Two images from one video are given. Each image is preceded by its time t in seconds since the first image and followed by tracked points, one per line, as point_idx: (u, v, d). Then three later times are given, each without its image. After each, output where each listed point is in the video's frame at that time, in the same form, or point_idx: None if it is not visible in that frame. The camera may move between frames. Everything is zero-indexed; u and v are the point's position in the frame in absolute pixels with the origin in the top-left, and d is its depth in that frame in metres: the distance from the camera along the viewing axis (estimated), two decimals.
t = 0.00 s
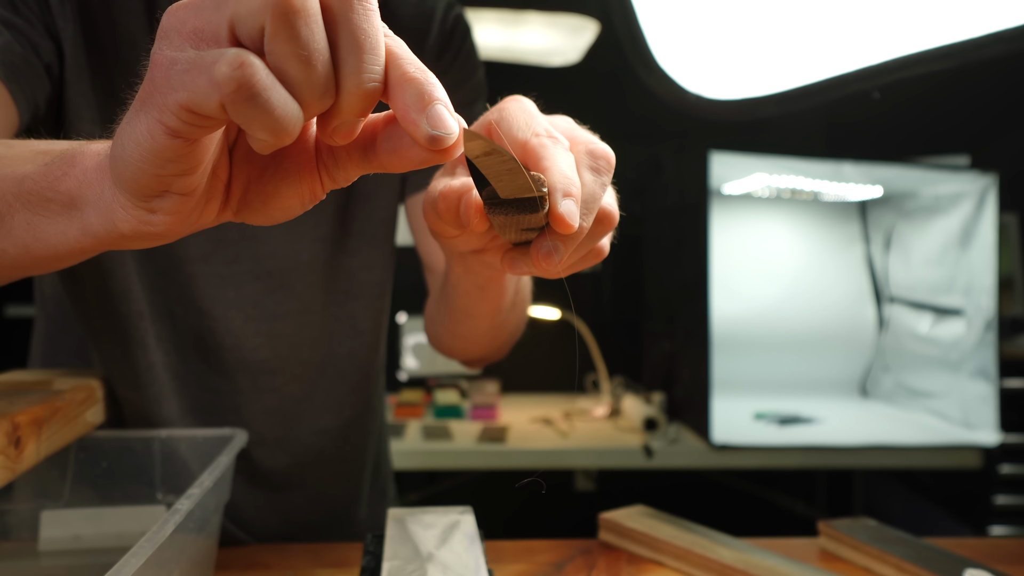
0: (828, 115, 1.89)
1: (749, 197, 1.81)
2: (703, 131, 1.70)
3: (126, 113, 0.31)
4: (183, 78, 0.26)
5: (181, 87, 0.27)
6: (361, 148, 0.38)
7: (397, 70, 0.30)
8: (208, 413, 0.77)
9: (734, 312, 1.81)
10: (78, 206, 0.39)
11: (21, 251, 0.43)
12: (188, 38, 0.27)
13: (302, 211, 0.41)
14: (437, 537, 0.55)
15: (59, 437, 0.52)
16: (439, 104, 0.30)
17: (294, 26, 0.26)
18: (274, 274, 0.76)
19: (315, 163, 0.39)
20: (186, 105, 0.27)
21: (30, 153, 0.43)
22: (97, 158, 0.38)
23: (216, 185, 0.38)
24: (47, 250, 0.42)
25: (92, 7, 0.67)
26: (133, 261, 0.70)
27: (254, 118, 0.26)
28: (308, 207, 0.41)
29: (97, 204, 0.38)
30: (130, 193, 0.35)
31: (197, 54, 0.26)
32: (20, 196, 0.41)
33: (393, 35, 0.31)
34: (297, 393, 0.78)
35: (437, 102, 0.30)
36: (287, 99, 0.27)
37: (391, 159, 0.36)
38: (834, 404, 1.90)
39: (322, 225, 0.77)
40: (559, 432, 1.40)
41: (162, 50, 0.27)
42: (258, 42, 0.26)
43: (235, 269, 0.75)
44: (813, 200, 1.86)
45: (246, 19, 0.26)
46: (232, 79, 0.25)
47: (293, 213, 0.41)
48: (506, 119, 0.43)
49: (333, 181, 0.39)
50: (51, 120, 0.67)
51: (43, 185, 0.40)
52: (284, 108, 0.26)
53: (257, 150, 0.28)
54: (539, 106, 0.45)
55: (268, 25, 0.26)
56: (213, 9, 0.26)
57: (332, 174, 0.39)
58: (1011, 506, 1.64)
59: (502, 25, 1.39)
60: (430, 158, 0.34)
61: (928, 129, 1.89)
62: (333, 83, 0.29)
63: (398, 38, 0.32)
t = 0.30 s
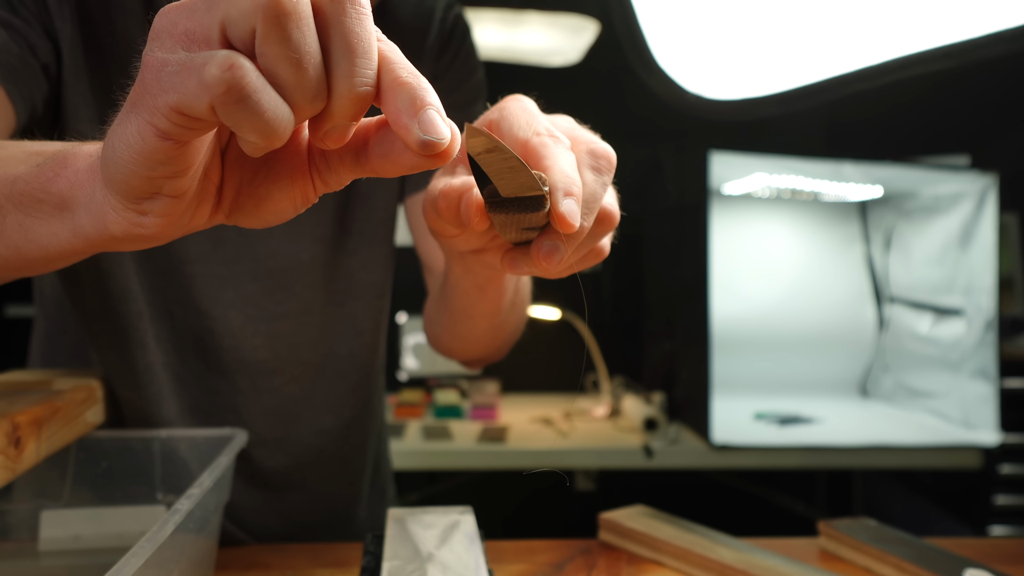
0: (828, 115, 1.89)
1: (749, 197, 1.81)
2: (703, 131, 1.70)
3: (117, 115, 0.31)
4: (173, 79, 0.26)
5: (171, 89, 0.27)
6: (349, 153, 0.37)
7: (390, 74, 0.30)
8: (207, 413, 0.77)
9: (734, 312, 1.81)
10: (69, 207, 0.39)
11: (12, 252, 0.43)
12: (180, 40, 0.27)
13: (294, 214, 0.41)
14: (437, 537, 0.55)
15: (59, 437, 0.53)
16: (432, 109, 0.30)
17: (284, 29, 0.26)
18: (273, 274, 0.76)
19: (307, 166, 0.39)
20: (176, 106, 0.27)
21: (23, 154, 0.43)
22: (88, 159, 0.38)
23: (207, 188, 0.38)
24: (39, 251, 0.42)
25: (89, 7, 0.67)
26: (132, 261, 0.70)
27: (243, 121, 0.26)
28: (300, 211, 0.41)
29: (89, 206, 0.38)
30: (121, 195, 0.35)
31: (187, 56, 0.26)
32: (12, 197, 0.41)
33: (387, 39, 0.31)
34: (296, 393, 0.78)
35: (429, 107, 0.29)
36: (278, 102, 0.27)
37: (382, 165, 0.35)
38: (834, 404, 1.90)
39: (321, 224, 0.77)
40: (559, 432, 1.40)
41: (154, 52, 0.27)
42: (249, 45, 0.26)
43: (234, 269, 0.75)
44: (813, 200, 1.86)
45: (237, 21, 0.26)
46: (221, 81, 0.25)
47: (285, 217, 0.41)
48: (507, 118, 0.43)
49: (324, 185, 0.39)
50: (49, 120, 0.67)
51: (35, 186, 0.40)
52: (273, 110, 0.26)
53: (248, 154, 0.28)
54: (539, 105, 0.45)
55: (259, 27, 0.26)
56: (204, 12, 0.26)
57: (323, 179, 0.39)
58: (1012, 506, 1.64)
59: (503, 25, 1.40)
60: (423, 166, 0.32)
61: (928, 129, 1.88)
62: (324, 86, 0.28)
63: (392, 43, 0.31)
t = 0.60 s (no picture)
0: (828, 115, 1.89)
1: (749, 198, 1.81)
2: (702, 131, 1.70)
3: (114, 117, 0.31)
4: (170, 81, 0.26)
5: (168, 91, 0.27)
6: (347, 156, 0.37)
7: (388, 78, 0.30)
8: (205, 414, 0.77)
9: (734, 312, 1.81)
10: (67, 209, 0.39)
11: (8, 254, 0.43)
12: (177, 42, 0.27)
13: (291, 217, 0.41)
14: (437, 537, 0.55)
15: (59, 437, 0.53)
16: (429, 113, 0.30)
17: (282, 31, 0.26)
18: (271, 275, 0.76)
19: (304, 169, 0.39)
20: (173, 108, 0.27)
21: (19, 156, 0.43)
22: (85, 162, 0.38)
23: (204, 190, 0.38)
24: (35, 253, 0.42)
25: (87, 7, 0.67)
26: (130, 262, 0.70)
27: (240, 123, 0.26)
28: (297, 214, 0.41)
29: (85, 208, 0.38)
30: (117, 197, 0.35)
31: (184, 58, 0.26)
32: (8, 199, 0.41)
33: (385, 43, 0.31)
34: (295, 393, 0.78)
35: (426, 112, 0.29)
36: (275, 104, 0.27)
37: (379, 169, 0.35)
38: (834, 404, 1.90)
39: (320, 225, 0.77)
40: (559, 432, 1.40)
41: (151, 54, 0.27)
42: (247, 47, 0.26)
43: (233, 269, 0.75)
44: (813, 200, 1.85)
45: (235, 23, 0.26)
46: (218, 84, 0.25)
47: (282, 220, 0.41)
48: (509, 119, 0.43)
49: (322, 188, 0.39)
50: (47, 120, 0.67)
51: (31, 188, 0.40)
52: (271, 112, 0.26)
53: (245, 157, 0.28)
54: (542, 106, 0.45)
55: (256, 30, 0.26)
56: (202, 13, 0.26)
57: (321, 183, 0.39)
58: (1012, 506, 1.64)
59: (503, 25, 1.39)
60: (420, 169, 0.32)
61: (927, 129, 1.88)
62: (321, 89, 0.28)
63: (390, 46, 0.31)
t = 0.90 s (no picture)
0: (828, 115, 1.89)
1: (749, 198, 1.81)
2: (701, 131, 1.70)
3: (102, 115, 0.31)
4: (157, 79, 0.26)
5: (155, 89, 0.27)
6: (339, 155, 0.37)
7: (378, 77, 0.29)
8: (203, 414, 0.77)
9: (734, 312, 1.82)
10: (56, 209, 0.39)
11: None
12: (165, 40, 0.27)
13: (282, 217, 0.41)
14: (437, 537, 0.55)
15: (59, 437, 0.53)
16: (420, 113, 0.30)
17: (271, 29, 0.26)
18: (269, 275, 0.76)
19: (295, 169, 0.39)
20: (160, 107, 0.27)
21: (10, 155, 0.42)
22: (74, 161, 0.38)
23: (193, 190, 0.38)
24: (24, 252, 0.42)
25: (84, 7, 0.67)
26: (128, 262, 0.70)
27: (227, 121, 0.26)
28: (287, 215, 0.41)
29: (75, 208, 0.38)
30: (105, 197, 0.35)
31: (171, 56, 0.26)
32: None
33: (376, 42, 0.31)
34: (294, 393, 0.78)
35: (417, 111, 0.29)
36: (263, 102, 0.26)
37: (371, 169, 0.35)
38: (834, 404, 1.90)
39: (317, 224, 0.75)
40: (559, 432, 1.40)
41: (139, 51, 0.27)
42: (235, 44, 0.26)
43: (231, 269, 0.74)
44: (813, 201, 1.85)
45: (222, 21, 0.26)
46: (205, 82, 0.25)
47: (272, 221, 0.41)
48: (512, 116, 0.42)
49: (313, 188, 0.39)
50: (44, 120, 0.67)
51: (20, 187, 0.40)
52: (258, 111, 0.26)
53: (233, 155, 0.28)
54: (545, 104, 0.45)
55: (244, 27, 0.26)
56: (190, 11, 0.26)
57: (312, 183, 0.39)
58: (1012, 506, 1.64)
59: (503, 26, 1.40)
60: (412, 169, 0.32)
61: (927, 129, 1.88)
62: (311, 87, 0.28)
63: (381, 45, 0.31)
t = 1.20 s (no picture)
0: (828, 115, 1.89)
1: (749, 198, 1.81)
2: (701, 131, 1.70)
3: (94, 115, 0.31)
4: (148, 78, 0.26)
5: (146, 88, 0.27)
6: (333, 156, 0.36)
7: (372, 77, 0.29)
8: (202, 414, 0.77)
9: (734, 313, 1.82)
10: (49, 209, 0.39)
11: None
12: (157, 39, 0.27)
13: (275, 218, 0.41)
14: (437, 537, 0.55)
15: (59, 437, 0.53)
16: (413, 113, 0.29)
17: (263, 28, 0.26)
18: (268, 274, 0.75)
19: (289, 170, 0.39)
20: (151, 106, 0.27)
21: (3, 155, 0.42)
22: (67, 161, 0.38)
23: (185, 190, 0.38)
24: (16, 252, 0.42)
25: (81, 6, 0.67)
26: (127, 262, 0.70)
27: (218, 120, 0.26)
28: (281, 216, 0.41)
29: (67, 208, 0.38)
30: (97, 197, 0.35)
31: (162, 55, 0.26)
32: None
33: (370, 42, 0.31)
34: (293, 393, 0.78)
35: (411, 111, 0.29)
36: (254, 101, 0.26)
37: (365, 170, 0.34)
38: (834, 404, 1.90)
39: (316, 224, 0.75)
40: (559, 432, 1.40)
41: (131, 51, 0.27)
42: (226, 43, 0.26)
43: (229, 269, 0.74)
44: (813, 200, 1.85)
45: (214, 19, 0.26)
46: (196, 80, 0.25)
47: (265, 221, 0.41)
48: (510, 116, 0.42)
49: (306, 189, 0.39)
50: (42, 120, 0.67)
51: (12, 187, 0.40)
52: (250, 109, 0.26)
53: (225, 155, 0.28)
54: (542, 103, 0.45)
55: (236, 25, 0.26)
56: (182, 10, 0.26)
57: (305, 184, 0.39)
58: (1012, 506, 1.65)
59: (503, 25, 1.40)
60: (406, 169, 0.32)
61: (927, 129, 1.88)
62: (303, 86, 0.28)
63: (376, 45, 0.31)
